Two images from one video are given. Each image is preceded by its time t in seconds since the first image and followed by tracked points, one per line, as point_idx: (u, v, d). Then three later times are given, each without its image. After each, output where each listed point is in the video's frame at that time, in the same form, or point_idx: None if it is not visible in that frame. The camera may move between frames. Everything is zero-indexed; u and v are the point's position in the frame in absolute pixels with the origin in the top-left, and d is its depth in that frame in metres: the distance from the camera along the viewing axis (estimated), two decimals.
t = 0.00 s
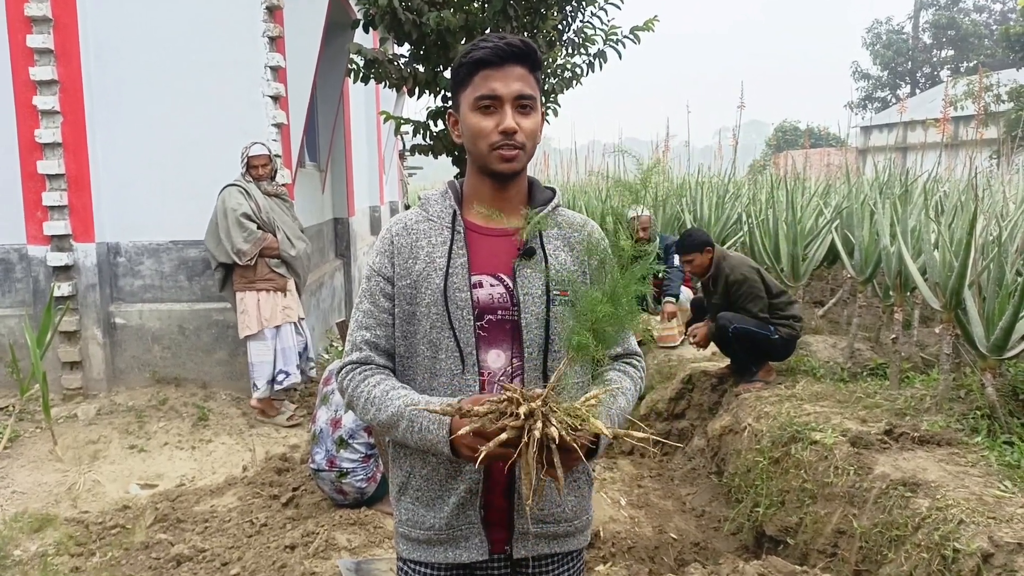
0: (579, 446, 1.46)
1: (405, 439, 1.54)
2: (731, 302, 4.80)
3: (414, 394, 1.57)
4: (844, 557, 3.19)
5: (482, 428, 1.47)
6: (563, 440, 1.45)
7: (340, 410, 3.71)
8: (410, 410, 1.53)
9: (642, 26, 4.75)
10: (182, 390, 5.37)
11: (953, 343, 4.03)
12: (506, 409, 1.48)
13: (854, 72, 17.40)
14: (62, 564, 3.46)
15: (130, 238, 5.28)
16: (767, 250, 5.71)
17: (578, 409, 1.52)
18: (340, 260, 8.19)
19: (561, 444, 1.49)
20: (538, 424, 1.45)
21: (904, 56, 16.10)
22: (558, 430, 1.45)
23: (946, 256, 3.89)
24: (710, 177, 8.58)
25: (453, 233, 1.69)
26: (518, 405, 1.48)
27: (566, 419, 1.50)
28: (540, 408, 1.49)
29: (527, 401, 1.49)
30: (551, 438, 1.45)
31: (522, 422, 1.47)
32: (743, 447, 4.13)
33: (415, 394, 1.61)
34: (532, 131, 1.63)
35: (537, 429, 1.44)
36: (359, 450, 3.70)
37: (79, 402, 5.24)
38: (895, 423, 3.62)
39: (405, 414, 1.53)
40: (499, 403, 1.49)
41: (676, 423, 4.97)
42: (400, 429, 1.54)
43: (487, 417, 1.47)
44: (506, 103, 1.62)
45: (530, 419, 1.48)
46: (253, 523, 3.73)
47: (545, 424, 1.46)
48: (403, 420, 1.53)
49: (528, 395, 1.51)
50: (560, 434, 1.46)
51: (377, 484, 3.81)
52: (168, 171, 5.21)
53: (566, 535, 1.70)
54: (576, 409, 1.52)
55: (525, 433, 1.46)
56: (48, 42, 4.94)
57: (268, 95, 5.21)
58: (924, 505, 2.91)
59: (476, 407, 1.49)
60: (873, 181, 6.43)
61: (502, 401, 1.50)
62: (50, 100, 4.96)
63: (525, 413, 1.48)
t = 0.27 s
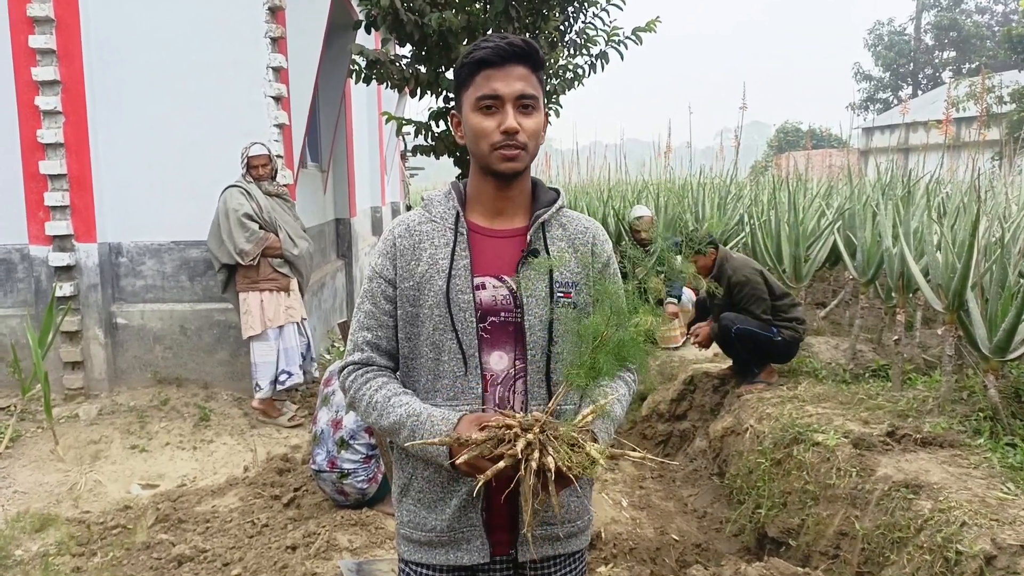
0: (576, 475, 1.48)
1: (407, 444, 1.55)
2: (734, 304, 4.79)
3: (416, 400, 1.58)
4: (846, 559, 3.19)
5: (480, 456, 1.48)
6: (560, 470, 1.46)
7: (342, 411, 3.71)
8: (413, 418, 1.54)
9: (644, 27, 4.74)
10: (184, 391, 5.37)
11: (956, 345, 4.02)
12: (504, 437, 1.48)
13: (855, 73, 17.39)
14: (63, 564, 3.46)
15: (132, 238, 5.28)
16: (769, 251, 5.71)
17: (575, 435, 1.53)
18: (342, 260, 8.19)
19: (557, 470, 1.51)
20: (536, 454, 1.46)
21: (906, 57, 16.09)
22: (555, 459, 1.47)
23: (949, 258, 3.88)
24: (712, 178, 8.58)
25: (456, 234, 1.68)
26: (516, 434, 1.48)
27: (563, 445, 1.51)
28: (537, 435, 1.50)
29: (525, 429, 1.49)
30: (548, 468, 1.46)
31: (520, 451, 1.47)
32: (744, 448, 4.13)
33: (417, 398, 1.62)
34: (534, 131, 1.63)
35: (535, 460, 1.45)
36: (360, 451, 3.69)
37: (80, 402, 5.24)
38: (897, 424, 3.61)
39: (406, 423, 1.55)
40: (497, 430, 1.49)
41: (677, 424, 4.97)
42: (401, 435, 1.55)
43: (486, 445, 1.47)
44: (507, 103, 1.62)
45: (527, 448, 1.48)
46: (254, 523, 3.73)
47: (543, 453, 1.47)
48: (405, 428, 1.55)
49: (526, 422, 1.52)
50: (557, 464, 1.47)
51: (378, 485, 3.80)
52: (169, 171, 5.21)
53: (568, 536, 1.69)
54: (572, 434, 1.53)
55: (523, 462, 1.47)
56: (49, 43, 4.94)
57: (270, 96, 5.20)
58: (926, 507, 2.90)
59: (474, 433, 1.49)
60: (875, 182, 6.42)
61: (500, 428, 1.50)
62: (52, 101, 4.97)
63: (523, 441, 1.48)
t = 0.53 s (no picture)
0: (563, 486, 1.47)
1: (404, 449, 1.55)
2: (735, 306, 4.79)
3: (414, 404, 1.58)
4: (846, 562, 3.18)
5: (470, 460, 1.48)
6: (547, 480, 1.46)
7: (341, 413, 3.71)
8: (409, 423, 1.54)
9: (644, 30, 4.75)
10: (183, 393, 5.37)
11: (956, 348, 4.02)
12: (494, 443, 1.49)
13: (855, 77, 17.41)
14: (63, 566, 3.46)
15: (132, 240, 5.28)
16: (769, 254, 5.71)
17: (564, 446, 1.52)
18: (342, 263, 8.20)
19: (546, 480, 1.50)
20: (524, 462, 1.46)
21: (905, 60, 16.12)
22: (542, 469, 1.46)
23: (949, 261, 3.88)
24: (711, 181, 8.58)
25: (456, 237, 1.68)
26: (506, 440, 1.48)
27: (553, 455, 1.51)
28: (527, 444, 1.50)
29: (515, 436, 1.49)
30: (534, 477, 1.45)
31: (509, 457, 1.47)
32: (744, 451, 4.12)
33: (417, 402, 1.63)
34: (528, 133, 1.62)
35: (521, 467, 1.44)
36: (360, 454, 3.69)
37: (79, 404, 5.23)
38: (897, 428, 3.61)
39: (403, 427, 1.54)
40: (489, 435, 1.49)
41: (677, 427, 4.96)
42: (398, 439, 1.55)
43: (476, 450, 1.47)
44: (500, 105, 1.62)
45: (515, 455, 1.48)
46: (254, 526, 3.72)
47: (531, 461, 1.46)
48: (402, 433, 1.55)
49: (517, 429, 1.51)
50: (544, 474, 1.46)
51: (377, 487, 3.80)
52: (169, 171, 5.21)
53: (567, 540, 1.69)
54: (561, 445, 1.52)
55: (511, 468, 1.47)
56: (50, 45, 4.95)
57: (270, 98, 5.21)
58: (926, 510, 2.90)
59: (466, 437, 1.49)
60: (875, 185, 6.43)
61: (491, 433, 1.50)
62: (53, 103, 4.97)
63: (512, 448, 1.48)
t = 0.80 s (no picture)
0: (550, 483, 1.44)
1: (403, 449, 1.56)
2: (736, 305, 4.78)
3: (411, 404, 1.58)
4: (847, 561, 3.18)
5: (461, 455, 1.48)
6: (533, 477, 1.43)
7: (342, 413, 3.71)
8: (406, 423, 1.54)
9: (644, 29, 4.75)
10: (184, 393, 5.37)
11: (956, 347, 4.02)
12: (483, 439, 1.48)
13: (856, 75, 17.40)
14: (63, 566, 3.46)
15: (132, 240, 5.29)
16: (770, 253, 5.71)
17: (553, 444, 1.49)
18: (342, 262, 8.20)
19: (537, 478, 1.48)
20: (511, 458, 1.44)
21: (906, 59, 16.11)
22: (529, 466, 1.44)
23: (950, 260, 3.88)
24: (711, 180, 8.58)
25: (453, 237, 1.68)
26: (495, 436, 1.47)
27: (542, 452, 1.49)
28: (516, 441, 1.48)
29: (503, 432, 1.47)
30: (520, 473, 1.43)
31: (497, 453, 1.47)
32: (745, 450, 4.12)
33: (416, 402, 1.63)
34: (518, 131, 1.61)
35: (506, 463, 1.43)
36: (360, 454, 3.69)
37: (80, 405, 5.23)
38: (898, 426, 3.61)
39: (400, 427, 1.54)
40: (478, 432, 1.49)
41: (678, 426, 4.96)
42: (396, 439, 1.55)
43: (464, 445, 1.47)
44: (489, 105, 1.62)
45: (504, 452, 1.47)
46: (254, 526, 3.72)
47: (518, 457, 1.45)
48: (399, 432, 1.55)
49: (507, 426, 1.50)
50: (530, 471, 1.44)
51: (378, 487, 3.79)
52: (169, 170, 5.21)
53: (566, 540, 1.69)
54: (551, 442, 1.50)
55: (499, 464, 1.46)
56: (50, 45, 4.95)
57: (270, 98, 5.21)
58: (926, 509, 2.90)
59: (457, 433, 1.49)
60: (875, 184, 6.42)
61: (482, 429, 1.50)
62: (53, 103, 4.97)
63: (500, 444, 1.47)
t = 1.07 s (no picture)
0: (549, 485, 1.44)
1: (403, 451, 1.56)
2: (736, 306, 4.78)
3: (412, 407, 1.58)
4: (848, 562, 3.18)
5: (459, 459, 1.48)
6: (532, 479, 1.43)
7: (343, 415, 3.71)
8: (406, 425, 1.54)
9: (645, 30, 4.76)
10: (185, 395, 5.37)
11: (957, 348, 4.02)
12: (482, 442, 1.48)
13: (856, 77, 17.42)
14: (65, 568, 3.46)
15: (133, 242, 5.29)
16: (771, 255, 5.72)
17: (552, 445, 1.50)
18: (343, 264, 8.20)
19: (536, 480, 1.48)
20: (509, 460, 1.44)
21: (907, 60, 16.12)
22: (528, 468, 1.44)
23: (950, 261, 3.88)
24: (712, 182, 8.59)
25: (453, 239, 1.68)
26: (493, 439, 1.47)
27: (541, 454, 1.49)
28: (515, 443, 1.48)
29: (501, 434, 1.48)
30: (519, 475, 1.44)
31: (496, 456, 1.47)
32: (746, 452, 4.12)
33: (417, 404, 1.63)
34: (518, 134, 1.62)
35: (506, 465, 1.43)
36: (361, 455, 3.69)
37: (81, 407, 5.24)
38: (899, 428, 3.61)
39: (400, 429, 1.54)
40: (477, 435, 1.49)
41: (679, 427, 4.97)
42: (396, 441, 1.56)
43: (463, 449, 1.47)
44: (489, 108, 1.62)
45: (503, 455, 1.47)
46: (256, 528, 3.72)
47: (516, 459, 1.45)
48: (399, 435, 1.55)
49: (505, 428, 1.50)
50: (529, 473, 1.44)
51: (379, 489, 3.79)
52: (170, 171, 5.22)
53: (566, 541, 1.69)
54: (549, 444, 1.50)
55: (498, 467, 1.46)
56: (52, 48, 4.96)
57: (272, 100, 5.22)
58: (928, 511, 2.90)
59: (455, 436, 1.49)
60: (876, 186, 6.43)
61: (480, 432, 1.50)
62: (54, 105, 4.98)
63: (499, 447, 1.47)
